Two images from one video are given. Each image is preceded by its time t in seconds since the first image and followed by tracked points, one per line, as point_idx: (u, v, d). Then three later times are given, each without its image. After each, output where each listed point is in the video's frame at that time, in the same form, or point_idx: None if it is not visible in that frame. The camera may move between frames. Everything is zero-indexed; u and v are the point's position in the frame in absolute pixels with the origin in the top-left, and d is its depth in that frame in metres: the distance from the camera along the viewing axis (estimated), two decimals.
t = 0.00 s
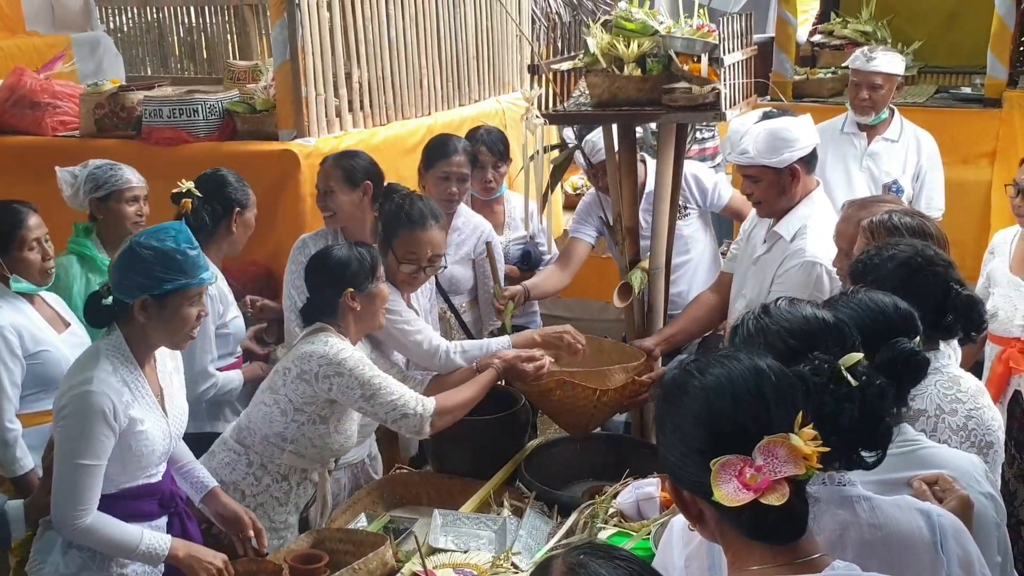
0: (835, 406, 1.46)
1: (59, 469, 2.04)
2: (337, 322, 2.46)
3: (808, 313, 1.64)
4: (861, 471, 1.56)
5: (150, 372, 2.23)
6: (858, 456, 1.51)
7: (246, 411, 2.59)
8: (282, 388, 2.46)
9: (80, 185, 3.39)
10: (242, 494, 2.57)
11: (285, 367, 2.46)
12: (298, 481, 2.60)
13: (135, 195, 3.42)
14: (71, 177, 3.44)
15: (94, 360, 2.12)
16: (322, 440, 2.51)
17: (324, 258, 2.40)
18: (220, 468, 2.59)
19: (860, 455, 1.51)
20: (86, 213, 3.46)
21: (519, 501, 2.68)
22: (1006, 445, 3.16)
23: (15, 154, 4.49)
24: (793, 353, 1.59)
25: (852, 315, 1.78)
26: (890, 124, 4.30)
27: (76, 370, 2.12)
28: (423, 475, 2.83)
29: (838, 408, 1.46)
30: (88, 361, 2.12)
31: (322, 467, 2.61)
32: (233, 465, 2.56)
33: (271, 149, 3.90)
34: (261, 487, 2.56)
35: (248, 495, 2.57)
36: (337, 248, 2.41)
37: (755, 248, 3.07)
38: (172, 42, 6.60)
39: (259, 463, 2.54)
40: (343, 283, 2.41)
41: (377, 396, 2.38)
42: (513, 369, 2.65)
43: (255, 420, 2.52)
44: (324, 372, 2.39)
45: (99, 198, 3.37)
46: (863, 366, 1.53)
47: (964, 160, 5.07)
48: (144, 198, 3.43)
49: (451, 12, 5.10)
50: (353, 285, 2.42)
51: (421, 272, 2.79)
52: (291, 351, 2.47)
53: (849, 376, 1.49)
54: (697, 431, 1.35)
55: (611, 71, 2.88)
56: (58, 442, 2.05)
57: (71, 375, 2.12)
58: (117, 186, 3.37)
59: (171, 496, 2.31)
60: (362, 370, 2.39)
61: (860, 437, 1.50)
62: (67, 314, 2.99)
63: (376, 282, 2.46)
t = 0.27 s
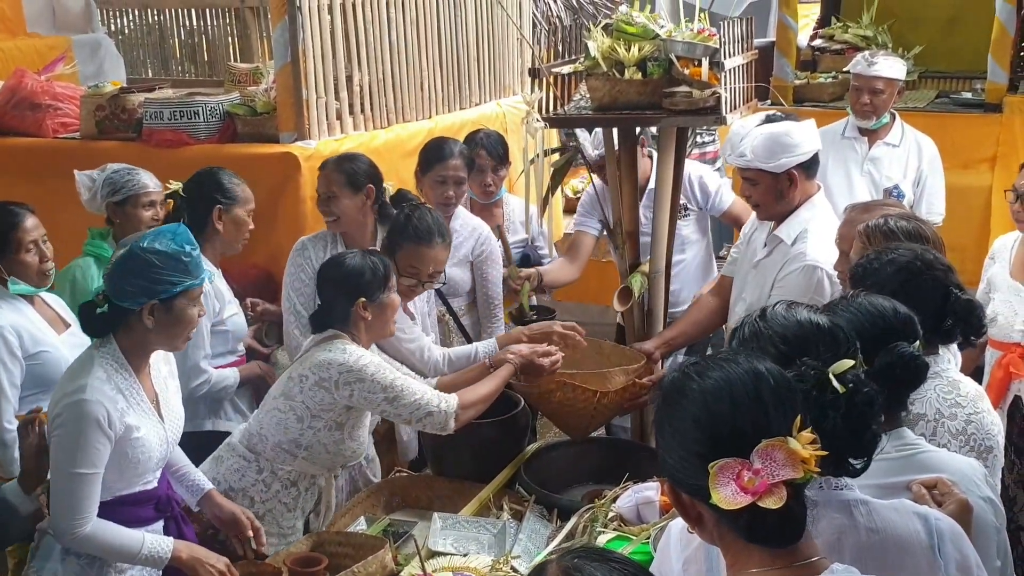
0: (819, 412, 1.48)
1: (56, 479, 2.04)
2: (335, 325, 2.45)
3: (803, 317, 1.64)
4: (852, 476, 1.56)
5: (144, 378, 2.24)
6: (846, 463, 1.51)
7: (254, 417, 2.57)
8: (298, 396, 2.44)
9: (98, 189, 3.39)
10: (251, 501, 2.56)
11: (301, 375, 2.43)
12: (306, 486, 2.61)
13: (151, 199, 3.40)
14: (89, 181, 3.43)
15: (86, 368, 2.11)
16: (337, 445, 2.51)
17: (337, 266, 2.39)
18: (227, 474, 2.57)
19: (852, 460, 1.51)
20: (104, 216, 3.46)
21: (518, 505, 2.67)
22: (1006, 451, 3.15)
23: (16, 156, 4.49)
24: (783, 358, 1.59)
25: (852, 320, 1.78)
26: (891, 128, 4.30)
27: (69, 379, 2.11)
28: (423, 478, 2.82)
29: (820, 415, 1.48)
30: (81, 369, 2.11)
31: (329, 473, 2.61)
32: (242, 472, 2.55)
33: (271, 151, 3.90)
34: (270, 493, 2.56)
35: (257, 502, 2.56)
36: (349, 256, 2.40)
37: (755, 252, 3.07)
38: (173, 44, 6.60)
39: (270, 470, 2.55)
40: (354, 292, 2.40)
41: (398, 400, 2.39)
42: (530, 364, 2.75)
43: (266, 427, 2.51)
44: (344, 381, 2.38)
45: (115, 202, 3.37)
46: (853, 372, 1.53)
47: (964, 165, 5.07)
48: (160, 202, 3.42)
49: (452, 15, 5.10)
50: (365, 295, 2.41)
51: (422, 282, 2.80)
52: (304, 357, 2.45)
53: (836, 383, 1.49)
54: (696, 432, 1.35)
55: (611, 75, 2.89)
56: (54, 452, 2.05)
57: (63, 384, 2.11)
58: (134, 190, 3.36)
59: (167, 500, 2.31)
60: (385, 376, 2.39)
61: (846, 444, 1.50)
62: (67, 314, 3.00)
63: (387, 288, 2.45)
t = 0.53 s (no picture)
0: (819, 416, 1.49)
1: (56, 483, 2.04)
2: (336, 328, 2.45)
3: (805, 320, 1.64)
4: (853, 480, 1.55)
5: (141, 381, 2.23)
6: (846, 467, 1.51)
7: (268, 420, 2.56)
8: (322, 402, 2.44)
9: (112, 191, 3.39)
10: (262, 506, 2.55)
11: (325, 382, 2.42)
12: (318, 491, 2.60)
13: (164, 201, 3.41)
14: (103, 183, 3.42)
15: (82, 372, 2.10)
16: (354, 451, 2.52)
17: (354, 277, 2.37)
18: (239, 479, 2.56)
19: (853, 464, 1.51)
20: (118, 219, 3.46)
21: (521, 508, 2.67)
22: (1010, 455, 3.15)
23: (19, 159, 4.50)
24: (784, 362, 1.59)
25: (854, 323, 1.78)
26: (894, 132, 4.29)
27: (65, 384, 2.10)
28: (426, 482, 2.82)
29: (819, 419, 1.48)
30: (77, 373, 2.11)
31: (340, 479, 2.62)
32: (254, 477, 2.55)
33: (274, 154, 3.91)
34: (282, 498, 2.55)
35: (268, 507, 2.55)
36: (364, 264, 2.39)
37: (759, 256, 3.07)
38: (176, 47, 6.61)
39: (283, 475, 2.54)
40: (371, 304, 2.38)
41: (425, 397, 2.41)
42: (556, 359, 2.81)
43: (281, 432, 2.51)
44: (371, 387, 2.39)
45: (128, 204, 3.37)
46: (855, 376, 1.52)
47: (966, 168, 5.06)
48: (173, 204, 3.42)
49: (454, 19, 5.10)
50: (381, 307, 2.40)
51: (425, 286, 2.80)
52: (325, 363, 2.44)
53: (836, 387, 1.49)
54: (699, 435, 1.34)
55: (614, 78, 2.89)
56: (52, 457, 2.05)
57: (60, 389, 2.11)
58: (147, 192, 3.36)
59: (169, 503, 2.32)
60: (414, 382, 2.41)
61: (846, 449, 1.50)
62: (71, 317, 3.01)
63: (404, 297, 2.43)
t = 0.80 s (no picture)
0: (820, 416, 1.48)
1: (67, 461, 2.05)
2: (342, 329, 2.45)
3: (806, 321, 1.64)
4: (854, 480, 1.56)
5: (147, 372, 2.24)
6: (847, 466, 1.52)
7: (276, 420, 2.56)
8: (332, 405, 2.43)
9: (132, 189, 3.38)
10: (268, 506, 2.55)
11: (336, 385, 2.42)
12: (323, 491, 2.60)
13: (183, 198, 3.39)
14: (123, 181, 3.43)
15: (94, 357, 2.13)
16: (361, 453, 2.52)
17: (373, 281, 2.37)
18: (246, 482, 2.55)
19: (855, 463, 1.52)
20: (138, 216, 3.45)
21: (522, 508, 2.67)
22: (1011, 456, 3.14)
23: (21, 159, 4.50)
24: (786, 363, 1.59)
25: (855, 323, 1.78)
26: (896, 134, 4.28)
27: (78, 367, 2.13)
28: (428, 482, 2.82)
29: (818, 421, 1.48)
30: (88, 359, 2.13)
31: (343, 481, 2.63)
32: (260, 478, 2.54)
33: (276, 154, 3.91)
34: (287, 499, 2.55)
35: (274, 507, 2.55)
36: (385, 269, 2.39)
37: (761, 256, 3.08)
38: (178, 47, 6.62)
39: (290, 476, 2.54)
40: (387, 309, 2.39)
41: (436, 400, 2.42)
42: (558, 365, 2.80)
43: (288, 433, 2.51)
44: (381, 392, 2.39)
45: (148, 201, 3.36)
46: (856, 377, 1.52)
47: (968, 170, 5.06)
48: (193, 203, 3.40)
49: (456, 19, 5.10)
50: (395, 313, 2.40)
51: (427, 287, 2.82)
52: (336, 367, 2.44)
53: (837, 388, 1.48)
54: (700, 435, 1.34)
55: (615, 79, 2.88)
56: (64, 434, 2.06)
57: (73, 371, 2.13)
58: (167, 189, 3.35)
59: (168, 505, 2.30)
60: (424, 387, 2.41)
61: (845, 451, 1.51)
62: (75, 319, 3.01)
63: (419, 306, 2.44)
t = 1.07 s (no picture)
0: (826, 419, 1.47)
1: (78, 458, 2.06)
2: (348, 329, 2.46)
3: (812, 325, 1.64)
4: (859, 484, 1.56)
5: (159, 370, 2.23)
6: (850, 470, 1.53)
7: (275, 419, 2.55)
8: (331, 403, 2.44)
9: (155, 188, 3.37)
10: (266, 506, 2.54)
11: (334, 382, 2.43)
12: (322, 492, 2.59)
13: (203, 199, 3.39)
14: (149, 180, 3.42)
15: (113, 355, 2.12)
16: (360, 453, 2.50)
17: (378, 279, 2.38)
18: (244, 482, 2.54)
19: (858, 465, 1.52)
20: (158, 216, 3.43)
21: (525, 511, 2.67)
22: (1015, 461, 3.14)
23: (27, 159, 4.52)
24: (790, 366, 1.59)
25: (859, 327, 1.77)
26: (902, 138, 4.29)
27: (94, 364, 2.12)
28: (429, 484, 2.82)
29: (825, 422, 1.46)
30: (105, 356, 2.12)
31: (343, 481, 2.62)
32: (259, 478, 2.54)
33: (281, 155, 3.91)
34: (287, 499, 2.54)
35: (273, 507, 2.54)
36: (393, 272, 2.39)
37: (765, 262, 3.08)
38: (183, 48, 6.63)
39: (288, 476, 2.54)
40: (387, 308, 2.39)
41: (435, 396, 2.42)
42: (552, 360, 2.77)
43: (287, 432, 2.50)
44: (379, 387, 2.40)
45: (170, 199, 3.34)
46: (861, 382, 1.51)
47: (973, 174, 5.06)
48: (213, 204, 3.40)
49: (461, 22, 5.11)
50: (397, 311, 2.40)
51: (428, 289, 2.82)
52: (335, 365, 2.45)
53: (842, 392, 1.48)
54: (705, 438, 1.34)
55: (621, 82, 2.88)
56: (76, 430, 2.07)
57: (88, 368, 2.13)
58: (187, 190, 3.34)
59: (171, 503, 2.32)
60: (423, 382, 2.43)
61: (848, 455, 1.51)
62: (80, 320, 3.00)
63: (421, 312, 2.44)
